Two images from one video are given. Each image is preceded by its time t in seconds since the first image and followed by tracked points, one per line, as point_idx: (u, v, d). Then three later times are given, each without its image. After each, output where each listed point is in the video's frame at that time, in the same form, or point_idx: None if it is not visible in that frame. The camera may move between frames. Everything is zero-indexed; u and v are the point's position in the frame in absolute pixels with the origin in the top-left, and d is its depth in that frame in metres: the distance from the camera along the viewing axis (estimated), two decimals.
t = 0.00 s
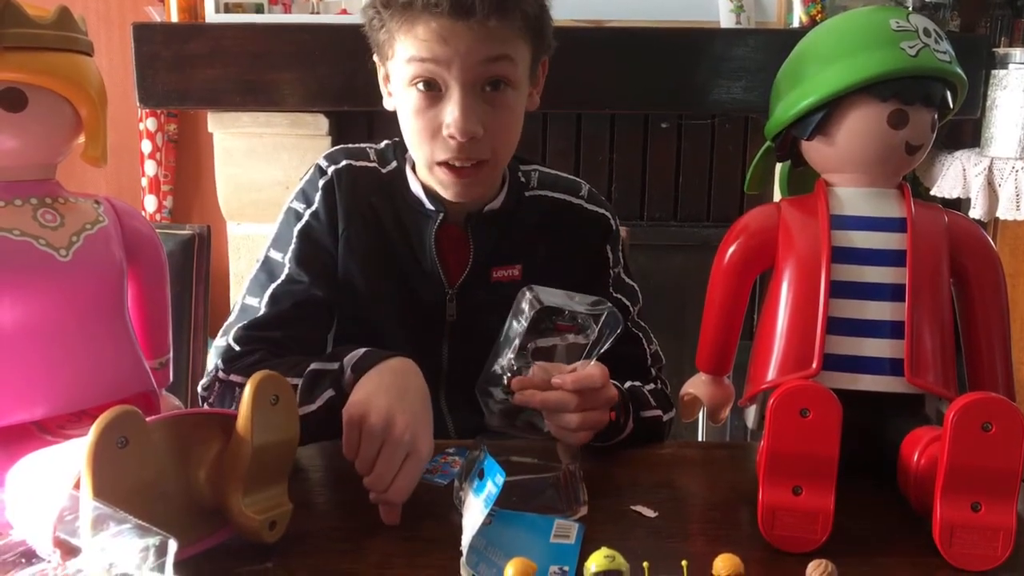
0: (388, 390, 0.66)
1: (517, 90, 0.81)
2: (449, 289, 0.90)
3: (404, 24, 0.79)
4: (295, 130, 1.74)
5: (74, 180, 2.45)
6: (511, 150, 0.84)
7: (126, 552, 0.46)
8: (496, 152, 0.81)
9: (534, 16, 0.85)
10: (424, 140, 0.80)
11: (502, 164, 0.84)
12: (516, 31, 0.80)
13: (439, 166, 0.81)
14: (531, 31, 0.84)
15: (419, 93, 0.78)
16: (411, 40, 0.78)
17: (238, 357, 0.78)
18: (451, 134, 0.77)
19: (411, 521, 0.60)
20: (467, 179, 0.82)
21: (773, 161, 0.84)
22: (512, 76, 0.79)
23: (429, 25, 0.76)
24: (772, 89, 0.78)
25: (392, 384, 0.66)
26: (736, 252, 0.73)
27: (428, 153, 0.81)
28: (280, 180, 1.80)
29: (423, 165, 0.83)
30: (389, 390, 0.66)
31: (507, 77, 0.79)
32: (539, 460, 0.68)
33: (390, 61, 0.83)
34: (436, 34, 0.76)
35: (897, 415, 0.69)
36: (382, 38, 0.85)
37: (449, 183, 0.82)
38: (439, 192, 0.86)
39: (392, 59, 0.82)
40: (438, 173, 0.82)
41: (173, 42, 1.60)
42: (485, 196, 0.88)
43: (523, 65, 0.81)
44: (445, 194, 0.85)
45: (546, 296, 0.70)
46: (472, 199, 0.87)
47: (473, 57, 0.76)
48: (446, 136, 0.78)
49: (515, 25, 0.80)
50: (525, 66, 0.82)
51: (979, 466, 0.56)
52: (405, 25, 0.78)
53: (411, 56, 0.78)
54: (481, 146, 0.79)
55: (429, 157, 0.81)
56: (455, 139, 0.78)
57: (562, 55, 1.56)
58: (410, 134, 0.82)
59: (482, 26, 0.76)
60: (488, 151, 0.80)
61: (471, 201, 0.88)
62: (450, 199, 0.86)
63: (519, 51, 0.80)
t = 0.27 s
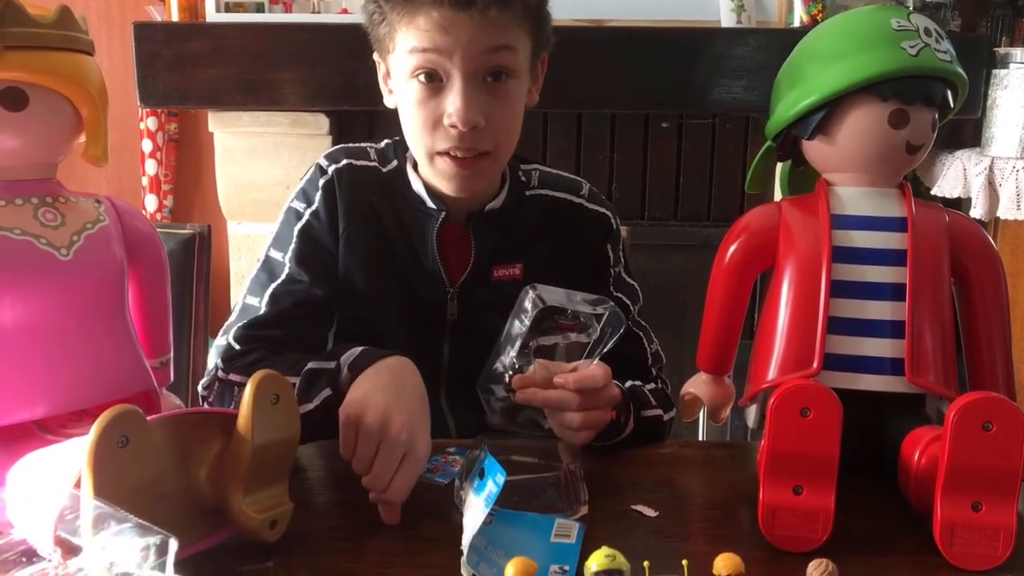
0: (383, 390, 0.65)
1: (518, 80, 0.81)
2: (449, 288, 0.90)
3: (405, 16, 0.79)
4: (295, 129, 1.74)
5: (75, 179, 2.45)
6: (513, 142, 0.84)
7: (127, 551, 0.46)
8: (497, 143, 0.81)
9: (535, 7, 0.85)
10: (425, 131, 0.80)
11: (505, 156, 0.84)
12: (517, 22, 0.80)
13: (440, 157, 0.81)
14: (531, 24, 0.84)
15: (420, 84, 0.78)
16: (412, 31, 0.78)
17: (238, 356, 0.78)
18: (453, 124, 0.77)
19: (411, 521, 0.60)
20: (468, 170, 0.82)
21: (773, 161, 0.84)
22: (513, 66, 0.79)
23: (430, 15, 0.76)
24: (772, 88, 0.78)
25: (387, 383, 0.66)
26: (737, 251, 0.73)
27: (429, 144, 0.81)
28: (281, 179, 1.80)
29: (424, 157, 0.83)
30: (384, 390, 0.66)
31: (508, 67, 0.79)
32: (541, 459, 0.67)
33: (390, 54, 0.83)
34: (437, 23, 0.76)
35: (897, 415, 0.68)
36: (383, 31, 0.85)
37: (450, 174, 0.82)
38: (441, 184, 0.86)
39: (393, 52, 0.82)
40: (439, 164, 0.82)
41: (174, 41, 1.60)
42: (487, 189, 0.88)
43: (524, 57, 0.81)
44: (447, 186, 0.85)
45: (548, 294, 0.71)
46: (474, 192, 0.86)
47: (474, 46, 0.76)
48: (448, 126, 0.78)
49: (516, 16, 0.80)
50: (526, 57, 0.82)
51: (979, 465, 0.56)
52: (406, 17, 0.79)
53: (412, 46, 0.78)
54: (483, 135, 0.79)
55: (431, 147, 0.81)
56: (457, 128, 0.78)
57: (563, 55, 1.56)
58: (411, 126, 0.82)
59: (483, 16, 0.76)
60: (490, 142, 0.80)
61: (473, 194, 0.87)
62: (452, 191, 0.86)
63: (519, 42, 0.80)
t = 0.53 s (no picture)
0: (359, 343, 0.63)
1: (520, 77, 0.80)
2: (449, 286, 0.90)
3: (408, 11, 0.79)
4: (296, 129, 1.74)
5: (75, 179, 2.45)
6: (514, 139, 0.84)
7: (127, 551, 0.46)
8: (499, 139, 0.81)
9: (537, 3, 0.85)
10: (427, 127, 0.80)
11: (505, 153, 0.84)
12: (520, 19, 0.80)
13: (441, 153, 0.81)
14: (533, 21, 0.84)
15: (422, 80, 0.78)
16: (415, 27, 0.78)
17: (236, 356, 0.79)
18: (454, 120, 0.77)
19: (412, 521, 0.60)
20: (470, 166, 0.82)
21: (774, 161, 0.84)
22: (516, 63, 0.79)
23: (433, 11, 0.76)
24: (773, 88, 0.78)
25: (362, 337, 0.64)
26: (738, 250, 0.73)
27: (431, 140, 0.81)
28: (281, 179, 1.80)
29: (425, 153, 0.83)
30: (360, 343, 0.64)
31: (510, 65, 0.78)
32: (541, 459, 0.68)
33: (393, 48, 0.83)
34: (440, 19, 0.76)
35: (898, 414, 0.68)
36: (386, 27, 0.85)
37: (451, 169, 0.82)
38: (442, 180, 0.86)
39: (396, 47, 0.82)
40: (440, 160, 0.82)
41: (174, 40, 1.60)
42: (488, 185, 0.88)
43: (526, 54, 0.81)
44: (448, 181, 0.85)
45: (553, 293, 0.71)
46: (475, 189, 0.87)
47: (476, 43, 0.75)
48: (449, 122, 0.78)
49: (519, 12, 0.80)
50: (528, 55, 0.82)
51: (979, 465, 0.56)
52: (409, 12, 0.78)
53: (415, 41, 0.77)
54: (485, 131, 0.79)
55: (432, 143, 0.81)
56: (458, 125, 0.78)
57: (563, 55, 1.56)
58: (413, 121, 0.82)
59: (486, 13, 0.76)
60: (491, 138, 0.80)
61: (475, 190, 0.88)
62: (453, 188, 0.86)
63: (522, 38, 0.80)
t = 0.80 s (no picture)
0: (374, 387, 0.64)
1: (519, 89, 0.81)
2: (446, 288, 0.90)
3: (408, 20, 0.78)
4: (296, 129, 1.74)
5: (75, 179, 2.45)
6: (511, 150, 0.84)
7: (127, 551, 0.46)
8: (496, 150, 0.81)
9: (538, 13, 0.85)
10: (424, 137, 0.80)
11: (502, 164, 0.84)
12: (519, 29, 0.80)
13: (437, 164, 0.81)
14: (534, 32, 0.84)
15: (420, 90, 0.78)
16: (414, 36, 0.77)
17: (236, 358, 0.78)
18: (452, 131, 0.77)
19: (412, 520, 0.60)
20: (466, 176, 0.82)
21: (774, 161, 0.84)
22: (514, 75, 0.79)
23: (433, 21, 0.76)
24: (773, 89, 0.78)
25: (377, 380, 0.65)
26: (738, 251, 0.73)
27: (428, 150, 0.81)
28: (281, 179, 1.80)
29: (422, 162, 0.83)
30: (375, 386, 0.64)
31: (509, 76, 0.79)
32: (544, 459, 0.67)
33: (392, 56, 0.83)
34: (439, 30, 0.76)
35: (898, 414, 0.69)
36: (385, 34, 0.85)
37: (447, 179, 0.82)
38: (438, 190, 0.86)
39: (395, 56, 0.82)
40: (436, 170, 0.82)
41: (174, 41, 1.60)
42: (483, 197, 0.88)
43: (525, 64, 0.81)
44: (444, 191, 0.85)
45: (553, 292, 0.72)
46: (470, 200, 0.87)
47: (476, 54, 0.76)
48: (447, 133, 0.78)
49: (518, 24, 0.80)
50: (526, 66, 0.82)
51: (979, 465, 0.56)
52: (408, 22, 0.78)
53: (414, 51, 0.77)
54: (482, 143, 0.79)
55: (429, 152, 0.81)
56: (456, 136, 0.78)
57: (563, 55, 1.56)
58: (411, 131, 0.82)
59: (486, 25, 0.76)
60: (488, 149, 0.80)
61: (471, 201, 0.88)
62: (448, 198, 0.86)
63: (521, 50, 0.80)
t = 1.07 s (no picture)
0: (382, 394, 0.65)
1: (521, 62, 0.81)
2: (449, 288, 0.90)
3: None
4: (297, 131, 1.74)
5: (76, 180, 2.45)
6: (515, 127, 0.84)
7: (128, 553, 0.47)
8: (501, 122, 0.81)
9: None
10: (428, 108, 0.80)
11: (507, 139, 0.83)
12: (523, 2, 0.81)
13: (442, 135, 0.81)
14: (535, 14, 0.85)
15: (425, 58, 0.79)
16: (419, 6, 0.78)
17: (237, 360, 0.77)
18: (457, 96, 0.77)
19: (413, 523, 0.60)
20: (471, 148, 0.81)
21: (775, 162, 0.84)
22: (517, 46, 0.80)
23: None
24: (773, 90, 0.78)
25: (384, 387, 0.66)
26: (739, 252, 0.73)
27: (432, 121, 0.80)
28: (282, 180, 1.80)
29: (426, 137, 0.82)
30: (383, 392, 0.65)
31: (512, 46, 0.79)
32: (543, 462, 0.68)
33: (396, 35, 0.84)
34: None
35: (899, 416, 0.69)
36: (389, 17, 0.86)
37: (452, 151, 0.81)
38: (443, 168, 0.85)
39: (398, 33, 0.83)
40: (440, 142, 0.81)
41: (175, 43, 1.60)
42: (488, 176, 0.87)
43: (528, 40, 0.82)
44: (448, 168, 0.84)
45: (555, 301, 0.72)
46: (475, 176, 0.86)
47: (481, 19, 0.76)
48: (452, 99, 0.78)
49: None
50: (529, 43, 0.83)
51: (980, 467, 0.56)
52: None
53: (418, 20, 0.78)
54: (488, 111, 0.79)
55: (434, 125, 0.81)
56: (461, 101, 0.77)
57: (563, 56, 1.56)
58: (414, 104, 0.81)
59: None
60: (493, 119, 0.80)
61: (477, 178, 0.87)
62: (453, 175, 0.85)
63: (524, 23, 0.81)
